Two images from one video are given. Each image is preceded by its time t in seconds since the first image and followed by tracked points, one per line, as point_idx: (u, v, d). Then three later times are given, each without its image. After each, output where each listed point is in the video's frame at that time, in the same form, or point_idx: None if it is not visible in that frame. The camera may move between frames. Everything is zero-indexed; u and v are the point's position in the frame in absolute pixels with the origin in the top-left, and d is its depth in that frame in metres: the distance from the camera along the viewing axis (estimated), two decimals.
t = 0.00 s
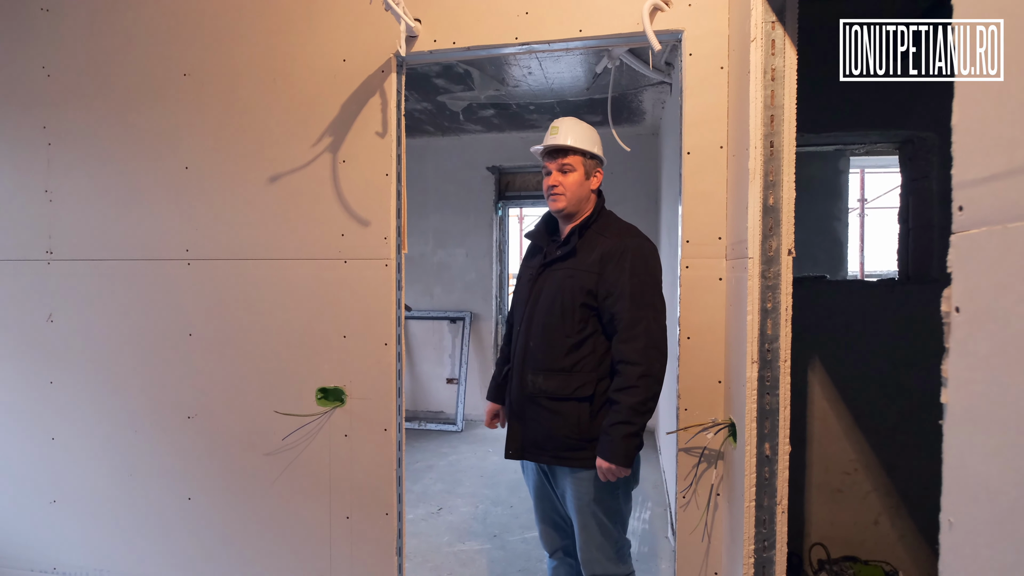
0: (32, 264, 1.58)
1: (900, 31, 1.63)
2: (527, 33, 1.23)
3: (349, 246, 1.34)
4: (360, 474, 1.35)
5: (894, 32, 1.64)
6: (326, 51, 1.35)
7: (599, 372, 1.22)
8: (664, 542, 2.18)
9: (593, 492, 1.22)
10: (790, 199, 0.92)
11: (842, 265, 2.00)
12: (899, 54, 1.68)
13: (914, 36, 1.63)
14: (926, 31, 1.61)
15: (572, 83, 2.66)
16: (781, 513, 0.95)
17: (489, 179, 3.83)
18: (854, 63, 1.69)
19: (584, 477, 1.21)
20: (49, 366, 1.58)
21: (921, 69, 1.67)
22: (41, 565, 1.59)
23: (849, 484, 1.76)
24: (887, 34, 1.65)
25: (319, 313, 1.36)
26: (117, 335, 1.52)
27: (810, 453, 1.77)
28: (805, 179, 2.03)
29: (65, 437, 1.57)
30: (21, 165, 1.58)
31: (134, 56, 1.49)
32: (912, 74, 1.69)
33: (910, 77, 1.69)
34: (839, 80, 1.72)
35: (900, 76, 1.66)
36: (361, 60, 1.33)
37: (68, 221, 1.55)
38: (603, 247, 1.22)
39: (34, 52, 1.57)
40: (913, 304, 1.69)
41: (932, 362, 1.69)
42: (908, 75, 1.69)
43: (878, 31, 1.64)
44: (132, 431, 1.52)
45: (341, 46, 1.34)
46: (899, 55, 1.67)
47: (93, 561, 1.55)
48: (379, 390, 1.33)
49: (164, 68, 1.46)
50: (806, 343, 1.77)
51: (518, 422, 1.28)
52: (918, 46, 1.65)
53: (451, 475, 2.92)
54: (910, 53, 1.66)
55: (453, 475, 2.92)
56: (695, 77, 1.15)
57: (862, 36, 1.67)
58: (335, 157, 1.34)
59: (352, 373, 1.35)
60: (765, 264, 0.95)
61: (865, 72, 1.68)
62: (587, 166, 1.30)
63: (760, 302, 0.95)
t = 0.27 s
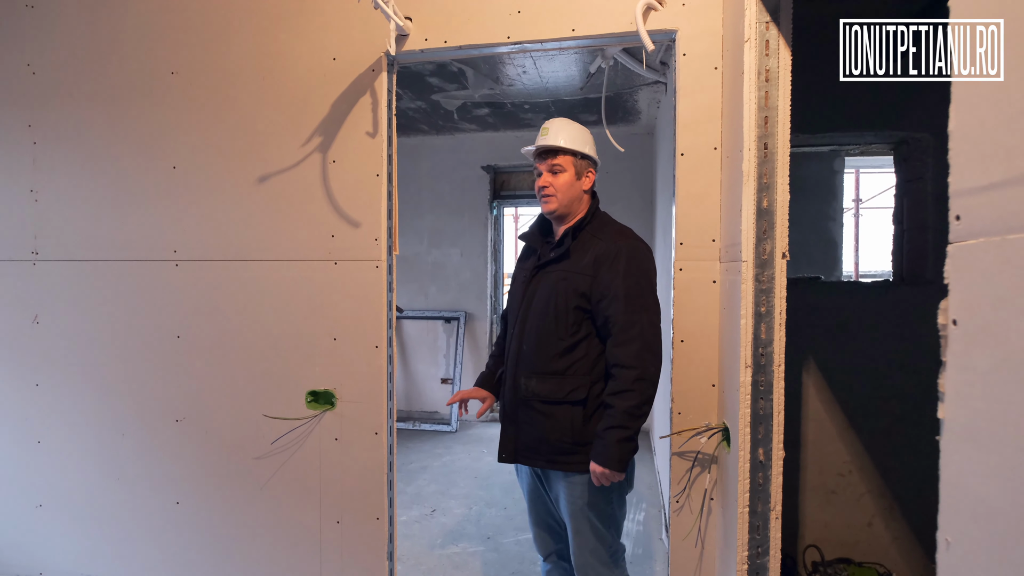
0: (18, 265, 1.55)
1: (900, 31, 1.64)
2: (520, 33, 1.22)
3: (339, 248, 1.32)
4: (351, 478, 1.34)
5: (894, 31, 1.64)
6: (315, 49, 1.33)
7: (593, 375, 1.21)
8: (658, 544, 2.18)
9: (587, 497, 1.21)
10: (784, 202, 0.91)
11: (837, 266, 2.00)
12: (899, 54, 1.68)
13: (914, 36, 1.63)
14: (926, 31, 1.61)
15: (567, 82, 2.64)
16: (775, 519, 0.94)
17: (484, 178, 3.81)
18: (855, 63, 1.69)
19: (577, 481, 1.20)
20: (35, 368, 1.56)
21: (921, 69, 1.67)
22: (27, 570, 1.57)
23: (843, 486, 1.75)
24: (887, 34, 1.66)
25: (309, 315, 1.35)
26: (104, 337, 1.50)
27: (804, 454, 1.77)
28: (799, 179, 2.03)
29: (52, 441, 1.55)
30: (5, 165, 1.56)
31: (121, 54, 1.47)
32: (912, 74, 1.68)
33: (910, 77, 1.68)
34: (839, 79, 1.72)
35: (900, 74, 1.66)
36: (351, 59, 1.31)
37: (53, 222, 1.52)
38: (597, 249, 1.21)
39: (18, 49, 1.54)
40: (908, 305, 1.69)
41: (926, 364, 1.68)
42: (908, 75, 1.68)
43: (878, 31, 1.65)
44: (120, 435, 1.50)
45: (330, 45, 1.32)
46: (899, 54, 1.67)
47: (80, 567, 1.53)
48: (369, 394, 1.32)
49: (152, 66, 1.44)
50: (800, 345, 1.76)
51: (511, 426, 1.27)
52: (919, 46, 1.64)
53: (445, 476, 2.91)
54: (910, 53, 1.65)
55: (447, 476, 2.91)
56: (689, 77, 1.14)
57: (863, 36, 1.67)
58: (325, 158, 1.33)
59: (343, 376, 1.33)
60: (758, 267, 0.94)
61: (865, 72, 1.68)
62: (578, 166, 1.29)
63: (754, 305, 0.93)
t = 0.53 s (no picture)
0: (8, 265, 1.51)
1: (900, 32, 1.61)
2: (525, 29, 1.20)
3: (339, 248, 1.29)
4: (351, 483, 1.31)
5: (894, 32, 1.62)
6: (316, 45, 1.30)
7: (596, 378, 1.18)
8: (659, 547, 2.16)
9: (594, 503, 1.19)
10: (798, 202, 0.89)
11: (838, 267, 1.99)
12: (898, 54, 1.66)
13: (914, 37, 1.61)
14: (925, 32, 1.59)
15: (567, 81, 2.63)
16: (789, 526, 0.92)
17: (482, 178, 3.79)
18: (854, 63, 1.70)
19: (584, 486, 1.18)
20: (26, 371, 1.52)
21: (920, 69, 1.66)
22: None
23: (846, 488, 1.74)
24: (886, 35, 1.64)
25: (309, 317, 1.32)
26: (97, 339, 1.46)
27: (808, 457, 1.76)
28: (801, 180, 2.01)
29: (43, 445, 1.51)
30: None
31: (115, 49, 1.43)
32: (912, 75, 1.67)
33: (911, 77, 1.66)
34: (840, 79, 1.71)
35: (899, 75, 1.66)
36: (352, 56, 1.28)
37: (45, 221, 1.48)
38: (601, 249, 1.19)
39: (9, 44, 1.50)
40: (912, 307, 1.68)
41: (931, 366, 1.67)
42: (908, 75, 1.67)
43: (876, 29, 1.66)
44: (114, 439, 1.46)
45: (331, 41, 1.29)
46: (899, 54, 1.66)
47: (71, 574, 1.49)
48: (371, 397, 1.29)
49: (147, 62, 1.41)
50: (804, 346, 1.75)
51: (514, 428, 1.25)
52: (918, 46, 1.64)
53: (443, 478, 2.88)
54: (909, 53, 1.65)
55: (446, 479, 2.88)
56: (698, 76, 1.12)
57: (862, 36, 1.68)
58: (325, 156, 1.30)
59: (343, 379, 1.30)
60: (772, 269, 0.92)
61: (865, 73, 1.70)
62: (580, 163, 1.26)
63: (767, 308, 0.92)
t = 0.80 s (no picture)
0: None
1: (900, 32, 1.62)
2: (534, 22, 1.18)
3: (343, 244, 1.26)
4: (355, 485, 1.28)
5: (894, 32, 1.63)
6: (319, 37, 1.27)
7: (602, 378, 1.16)
8: (660, 547, 2.15)
9: (603, 504, 1.17)
10: (816, 196, 0.88)
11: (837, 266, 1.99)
12: (898, 53, 1.67)
13: (914, 36, 1.63)
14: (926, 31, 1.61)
15: (566, 79, 2.62)
16: (806, 525, 0.91)
17: (477, 177, 3.76)
18: (855, 64, 1.69)
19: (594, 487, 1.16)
20: (15, 372, 1.46)
21: (921, 69, 1.66)
22: None
23: (847, 486, 1.75)
24: (885, 35, 1.65)
25: (312, 315, 1.29)
26: (90, 338, 1.42)
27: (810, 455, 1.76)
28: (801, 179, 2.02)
29: (33, 448, 1.46)
30: None
31: (109, 39, 1.39)
32: (911, 75, 1.67)
33: (911, 77, 1.66)
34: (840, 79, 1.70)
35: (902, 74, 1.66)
36: (356, 48, 1.25)
37: (35, 216, 1.43)
38: (607, 246, 1.16)
39: None
40: (914, 305, 1.68)
41: (932, 364, 1.68)
42: (908, 75, 1.67)
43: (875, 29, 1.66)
44: (108, 441, 1.41)
45: (335, 33, 1.26)
46: (899, 54, 1.67)
47: None
48: (375, 397, 1.26)
49: (143, 53, 1.36)
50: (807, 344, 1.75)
51: (519, 427, 1.23)
52: (917, 46, 1.66)
53: (440, 479, 2.85)
54: (909, 53, 1.66)
55: (443, 479, 2.85)
56: (709, 70, 1.11)
57: (862, 36, 1.67)
58: (329, 150, 1.27)
59: (347, 378, 1.27)
60: (789, 265, 0.91)
61: (866, 72, 1.68)
62: (572, 157, 1.24)
63: (784, 304, 0.91)
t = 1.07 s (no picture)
0: None
1: (900, 31, 1.68)
2: (527, 21, 1.18)
3: (332, 243, 1.24)
4: (343, 487, 1.26)
5: (894, 31, 1.68)
6: (307, 32, 1.24)
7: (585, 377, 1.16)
8: (644, 544, 2.18)
9: (595, 503, 1.17)
10: (805, 197, 0.90)
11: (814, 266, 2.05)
12: (899, 54, 1.72)
13: (914, 36, 1.68)
14: (926, 31, 1.67)
15: (550, 80, 2.63)
16: (795, 519, 0.93)
17: (460, 176, 3.75)
18: (856, 63, 1.72)
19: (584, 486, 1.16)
20: None
21: (921, 69, 1.71)
22: None
23: (826, 482, 1.80)
24: (887, 35, 1.70)
25: (299, 315, 1.26)
26: (64, 339, 1.36)
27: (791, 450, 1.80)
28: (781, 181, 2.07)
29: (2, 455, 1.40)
30: None
31: (86, 30, 1.34)
32: (912, 74, 1.72)
33: (912, 76, 1.71)
34: (841, 79, 1.73)
35: (904, 73, 1.70)
36: (345, 44, 1.23)
37: (5, 214, 1.37)
38: (589, 245, 1.17)
39: None
40: (889, 304, 1.74)
41: (907, 361, 1.74)
42: (909, 75, 1.71)
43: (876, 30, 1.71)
44: (83, 447, 1.36)
45: (324, 28, 1.24)
46: (901, 54, 1.72)
47: None
48: (365, 398, 1.24)
49: (122, 45, 1.32)
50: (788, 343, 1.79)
51: (505, 426, 1.24)
52: (917, 46, 1.70)
53: (424, 481, 2.83)
54: (910, 53, 1.71)
55: (426, 481, 2.83)
56: (700, 72, 1.13)
57: (863, 36, 1.73)
58: (317, 147, 1.24)
59: (335, 379, 1.25)
60: (779, 264, 0.93)
61: (865, 72, 1.72)
62: (562, 158, 1.25)
63: (774, 303, 0.92)
